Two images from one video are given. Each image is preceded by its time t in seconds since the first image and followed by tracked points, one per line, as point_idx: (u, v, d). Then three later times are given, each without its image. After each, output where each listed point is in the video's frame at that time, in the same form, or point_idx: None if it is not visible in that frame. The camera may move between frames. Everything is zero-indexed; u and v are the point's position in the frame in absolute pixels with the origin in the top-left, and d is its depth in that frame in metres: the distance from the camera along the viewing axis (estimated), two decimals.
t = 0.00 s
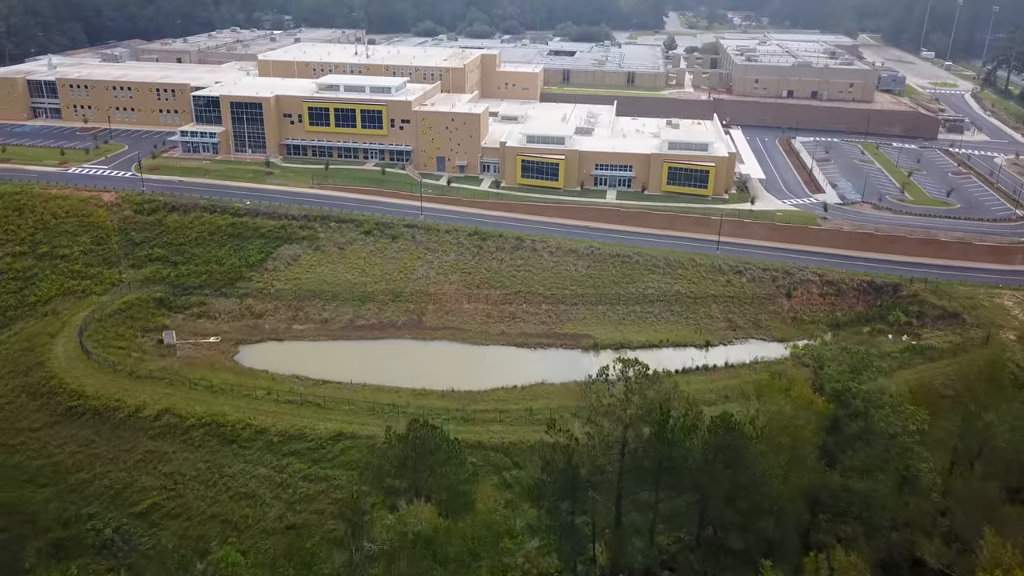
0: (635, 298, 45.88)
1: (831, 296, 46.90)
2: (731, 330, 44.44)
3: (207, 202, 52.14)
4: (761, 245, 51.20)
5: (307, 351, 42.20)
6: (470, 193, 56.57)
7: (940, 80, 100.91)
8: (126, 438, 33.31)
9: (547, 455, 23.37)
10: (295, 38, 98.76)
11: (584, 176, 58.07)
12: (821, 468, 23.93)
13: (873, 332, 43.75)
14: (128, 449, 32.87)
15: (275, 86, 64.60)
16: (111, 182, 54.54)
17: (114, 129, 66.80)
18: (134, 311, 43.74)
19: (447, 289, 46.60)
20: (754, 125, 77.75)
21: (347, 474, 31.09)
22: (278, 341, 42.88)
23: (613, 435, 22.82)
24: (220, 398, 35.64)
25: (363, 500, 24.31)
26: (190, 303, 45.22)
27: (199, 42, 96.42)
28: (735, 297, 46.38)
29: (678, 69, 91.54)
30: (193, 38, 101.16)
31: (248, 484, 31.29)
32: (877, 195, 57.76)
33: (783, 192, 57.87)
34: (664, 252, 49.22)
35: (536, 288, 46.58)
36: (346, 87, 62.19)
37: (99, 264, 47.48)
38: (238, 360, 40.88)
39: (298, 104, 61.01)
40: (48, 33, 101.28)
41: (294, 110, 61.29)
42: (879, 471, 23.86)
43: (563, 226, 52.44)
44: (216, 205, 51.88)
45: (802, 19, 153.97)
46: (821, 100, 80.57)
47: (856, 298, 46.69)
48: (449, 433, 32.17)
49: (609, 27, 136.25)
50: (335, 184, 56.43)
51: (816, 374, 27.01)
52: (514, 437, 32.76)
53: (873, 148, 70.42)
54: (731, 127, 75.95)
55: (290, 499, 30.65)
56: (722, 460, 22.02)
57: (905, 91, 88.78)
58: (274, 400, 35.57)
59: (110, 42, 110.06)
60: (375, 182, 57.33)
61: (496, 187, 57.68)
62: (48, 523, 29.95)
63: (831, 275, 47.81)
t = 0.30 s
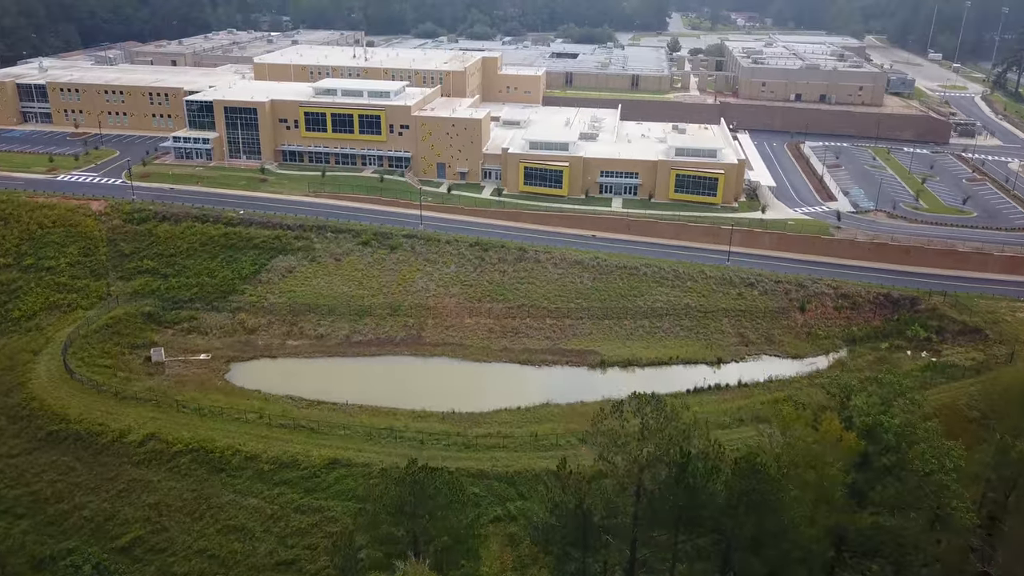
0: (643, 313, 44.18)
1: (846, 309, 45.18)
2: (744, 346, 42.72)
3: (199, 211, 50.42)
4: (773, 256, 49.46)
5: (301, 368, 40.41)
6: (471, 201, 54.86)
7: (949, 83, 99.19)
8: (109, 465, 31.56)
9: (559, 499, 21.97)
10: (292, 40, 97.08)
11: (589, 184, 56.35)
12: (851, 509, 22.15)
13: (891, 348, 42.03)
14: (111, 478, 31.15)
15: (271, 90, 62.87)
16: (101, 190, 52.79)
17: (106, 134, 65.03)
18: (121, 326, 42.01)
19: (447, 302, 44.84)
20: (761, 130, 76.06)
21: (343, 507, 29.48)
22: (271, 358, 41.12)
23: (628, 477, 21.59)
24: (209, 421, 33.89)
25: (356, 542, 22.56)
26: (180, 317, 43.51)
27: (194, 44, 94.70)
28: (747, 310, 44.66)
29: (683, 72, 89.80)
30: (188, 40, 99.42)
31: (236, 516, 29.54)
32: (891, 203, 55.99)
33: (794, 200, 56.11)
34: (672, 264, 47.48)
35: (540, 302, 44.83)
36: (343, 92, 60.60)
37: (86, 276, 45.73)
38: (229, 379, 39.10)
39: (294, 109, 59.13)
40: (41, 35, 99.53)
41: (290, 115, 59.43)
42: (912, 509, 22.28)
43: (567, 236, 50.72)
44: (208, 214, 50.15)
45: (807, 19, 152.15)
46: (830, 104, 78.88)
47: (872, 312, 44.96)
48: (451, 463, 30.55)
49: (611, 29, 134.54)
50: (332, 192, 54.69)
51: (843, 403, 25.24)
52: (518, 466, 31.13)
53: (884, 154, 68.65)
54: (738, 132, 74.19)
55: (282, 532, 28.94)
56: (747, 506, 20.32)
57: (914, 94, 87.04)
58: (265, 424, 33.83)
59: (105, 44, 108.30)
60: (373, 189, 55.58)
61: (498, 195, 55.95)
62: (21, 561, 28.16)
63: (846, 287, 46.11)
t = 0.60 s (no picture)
0: (651, 328, 42.45)
1: (863, 324, 43.40)
2: (757, 363, 40.98)
3: (190, 221, 48.69)
4: (785, 267, 47.73)
5: (295, 388, 38.64)
6: (472, 210, 53.15)
7: (958, 85, 97.44)
8: (90, 496, 29.87)
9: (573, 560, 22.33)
10: (289, 42, 95.31)
11: (594, 192, 54.60)
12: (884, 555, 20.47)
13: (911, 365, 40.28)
14: (92, 510, 29.46)
15: (266, 94, 61.12)
16: (89, 199, 51.04)
17: (97, 140, 63.28)
18: (107, 343, 40.24)
19: (448, 316, 43.06)
20: (769, 134, 74.34)
21: (338, 544, 27.87)
22: (264, 377, 39.34)
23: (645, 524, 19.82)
24: (197, 446, 32.10)
25: None
26: (169, 333, 41.75)
27: (189, 46, 92.95)
28: (759, 325, 42.97)
29: (687, 74, 88.00)
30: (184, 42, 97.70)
31: (224, 552, 27.94)
32: (906, 211, 54.23)
33: (805, 208, 54.36)
34: (681, 276, 45.73)
35: (544, 316, 43.06)
36: (340, 97, 58.89)
37: (72, 289, 43.99)
38: (219, 399, 37.36)
39: (289, 114, 57.43)
40: (34, 36, 97.83)
41: (285, 120, 57.73)
42: (950, 554, 20.62)
43: (572, 246, 49.00)
44: (200, 224, 48.41)
45: (812, 21, 150.32)
46: (839, 107, 77.12)
47: (889, 327, 43.24)
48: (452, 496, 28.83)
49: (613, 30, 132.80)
50: (329, 200, 52.98)
51: (873, 436, 23.52)
52: (524, 497, 29.40)
53: (896, 159, 66.90)
54: (745, 136, 72.42)
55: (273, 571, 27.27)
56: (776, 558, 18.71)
57: (924, 97, 85.29)
58: (256, 450, 32.06)
59: (100, 45, 106.54)
60: (371, 197, 53.85)
61: (500, 203, 54.25)
62: None
63: (862, 300, 44.35)
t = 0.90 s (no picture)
0: (660, 345, 40.70)
1: (881, 339, 41.66)
2: (772, 382, 39.26)
3: (181, 231, 46.93)
4: (798, 280, 45.96)
5: (288, 409, 36.86)
6: (474, 219, 51.41)
7: (968, 87, 95.66)
8: (69, 530, 28.14)
9: None
10: (287, 44, 93.61)
11: (599, 200, 52.87)
12: None
13: (932, 384, 38.52)
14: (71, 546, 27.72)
15: (261, 98, 59.34)
16: (77, 207, 49.27)
17: (87, 145, 61.49)
18: (92, 360, 38.44)
19: (448, 332, 41.26)
20: (777, 138, 72.61)
21: None
22: (255, 397, 37.55)
23: None
24: (183, 475, 30.34)
25: None
26: (157, 350, 40.00)
27: (185, 48, 91.20)
28: (773, 342, 41.21)
29: (693, 76, 86.20)
30: (179, 44, 95.99)
31: None
32: (922, 221, 52.46)
33: (817, 217, 52.60)
34: (691, 289, 43.98)
35: (549, 331, 41.27)
36: (338, 101, 57.06)
37: (57, 303, 42.19)
38: (209, 422, 35.59)
39: (285, 119, 55.67)
40: (27, 38, 96.05)
41: (280, 126, 55.98)
42: None
43: (577, 258, 47.24)
44: (191, 234, 46.64)
45: (816, 22, 148.55)
46: (848, 111, 75.37)
47: (908, 342, 41.46)
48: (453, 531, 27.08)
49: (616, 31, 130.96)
50: (325, 209, 51.22)
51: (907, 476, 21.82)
52: (530, 532, 27.63)
53: (909, 165, 65.13)
54: (753, 141, 70.63)
55: None
56: None
57: (935, 100, 83.53)
58: (245, 479, 30.26)
59: (94, 47, 104.75)
60: (369, 206, 52.10)
61: (502, 212, 52.52)
62: None
63: (879, 315, 42.62)
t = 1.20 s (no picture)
0: (670, 363, 38.94)
1: (900, 357, 39.90)
2: (787, 404, 37.52)
3: (172, 242, 45.18)
4: (812, 294, 44.19)
5: (280, 432, 35.08)
6: (475, 229, 49.64)
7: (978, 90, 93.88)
8: (45, 569, 26.40)
9: None
10: (284, 46, 91.84)
11: (605, 209, 51.11)
12: None
13: (956, 405, 36.74)
14: None
15: (256, 103, 57.56)
16: (63, 217, 47.48)
17: (77, 151, 59.71)
18: (75, 380, 36.66)
19: (449, 349, 39.47)
20: (785, 143, 70.86)
21: None
22: (246, 420, 35.77)
23: None
24: (167, 508, 28.59)
25: None
26: (145, 369, 38.27)
27: (180, 50, 89.43)
28: (788, 360, 39.46)
29: (699, 79, 84.44)
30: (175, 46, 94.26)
31: None
32: (939, 231, 50.69)
33: (830, 227, 50.80)
34: (701, 304, 42.22)
35: (554, 348, 39.49)
36: (335, 106, 55.28)
37: (40, 318, 40.44)
38: (197, 446, 33.81)
39: (280, 125, 53.91)
40: (20, 40, 94.31)
41: (275, 132, 54.22)
42: None
43: (582, 270, 45.48)
44: (182, 245, 44.89)
45: (821, 23, 146.81)
46: (858, 115, 73.60)
47: (929, 360, 39.64)
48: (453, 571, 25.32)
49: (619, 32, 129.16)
50: (321, 218, 49.45)
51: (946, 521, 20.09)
52: (536, 571, 25.89)
53: (922, 171, 63.34)
54: (762, 146, 68.85)
55: None
56: None
57: (946, 103, 81.73)
58: (233, 512, 28.49)
59: (89, 49, 102.98)
60: (367, 215, 50.33)
61: (505, 222, 50.78)
62: None
63: (898, 330, 40.84)
